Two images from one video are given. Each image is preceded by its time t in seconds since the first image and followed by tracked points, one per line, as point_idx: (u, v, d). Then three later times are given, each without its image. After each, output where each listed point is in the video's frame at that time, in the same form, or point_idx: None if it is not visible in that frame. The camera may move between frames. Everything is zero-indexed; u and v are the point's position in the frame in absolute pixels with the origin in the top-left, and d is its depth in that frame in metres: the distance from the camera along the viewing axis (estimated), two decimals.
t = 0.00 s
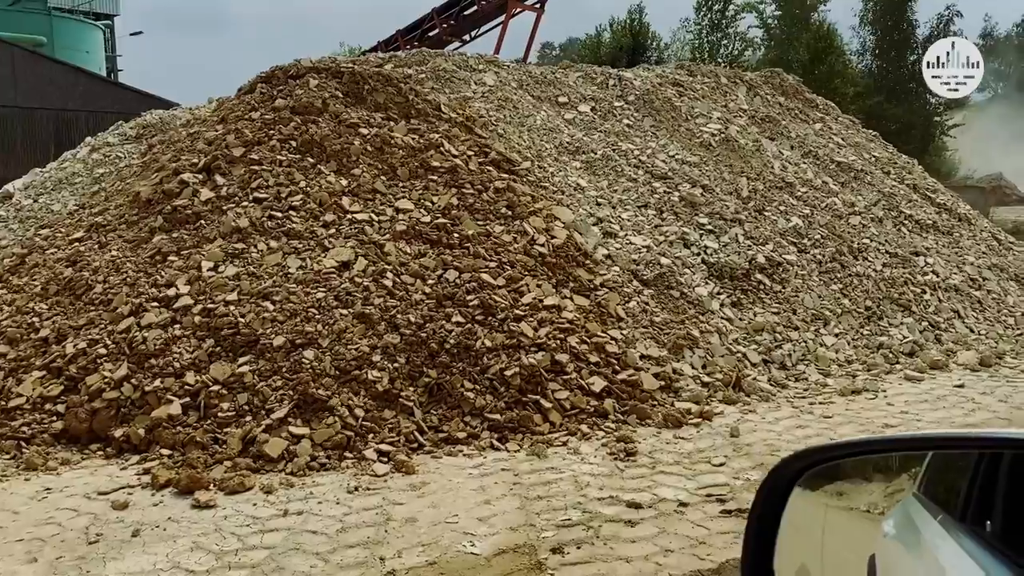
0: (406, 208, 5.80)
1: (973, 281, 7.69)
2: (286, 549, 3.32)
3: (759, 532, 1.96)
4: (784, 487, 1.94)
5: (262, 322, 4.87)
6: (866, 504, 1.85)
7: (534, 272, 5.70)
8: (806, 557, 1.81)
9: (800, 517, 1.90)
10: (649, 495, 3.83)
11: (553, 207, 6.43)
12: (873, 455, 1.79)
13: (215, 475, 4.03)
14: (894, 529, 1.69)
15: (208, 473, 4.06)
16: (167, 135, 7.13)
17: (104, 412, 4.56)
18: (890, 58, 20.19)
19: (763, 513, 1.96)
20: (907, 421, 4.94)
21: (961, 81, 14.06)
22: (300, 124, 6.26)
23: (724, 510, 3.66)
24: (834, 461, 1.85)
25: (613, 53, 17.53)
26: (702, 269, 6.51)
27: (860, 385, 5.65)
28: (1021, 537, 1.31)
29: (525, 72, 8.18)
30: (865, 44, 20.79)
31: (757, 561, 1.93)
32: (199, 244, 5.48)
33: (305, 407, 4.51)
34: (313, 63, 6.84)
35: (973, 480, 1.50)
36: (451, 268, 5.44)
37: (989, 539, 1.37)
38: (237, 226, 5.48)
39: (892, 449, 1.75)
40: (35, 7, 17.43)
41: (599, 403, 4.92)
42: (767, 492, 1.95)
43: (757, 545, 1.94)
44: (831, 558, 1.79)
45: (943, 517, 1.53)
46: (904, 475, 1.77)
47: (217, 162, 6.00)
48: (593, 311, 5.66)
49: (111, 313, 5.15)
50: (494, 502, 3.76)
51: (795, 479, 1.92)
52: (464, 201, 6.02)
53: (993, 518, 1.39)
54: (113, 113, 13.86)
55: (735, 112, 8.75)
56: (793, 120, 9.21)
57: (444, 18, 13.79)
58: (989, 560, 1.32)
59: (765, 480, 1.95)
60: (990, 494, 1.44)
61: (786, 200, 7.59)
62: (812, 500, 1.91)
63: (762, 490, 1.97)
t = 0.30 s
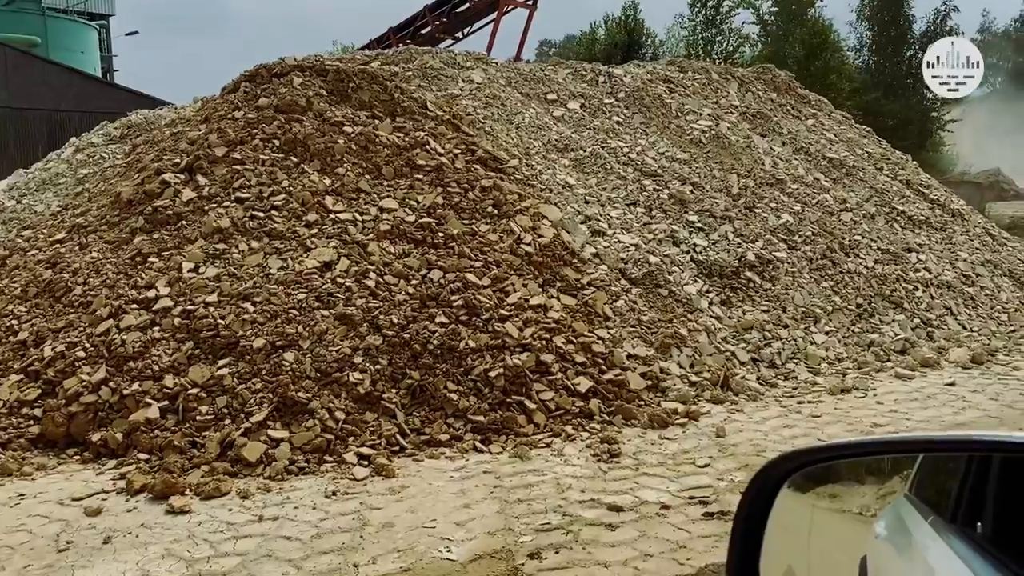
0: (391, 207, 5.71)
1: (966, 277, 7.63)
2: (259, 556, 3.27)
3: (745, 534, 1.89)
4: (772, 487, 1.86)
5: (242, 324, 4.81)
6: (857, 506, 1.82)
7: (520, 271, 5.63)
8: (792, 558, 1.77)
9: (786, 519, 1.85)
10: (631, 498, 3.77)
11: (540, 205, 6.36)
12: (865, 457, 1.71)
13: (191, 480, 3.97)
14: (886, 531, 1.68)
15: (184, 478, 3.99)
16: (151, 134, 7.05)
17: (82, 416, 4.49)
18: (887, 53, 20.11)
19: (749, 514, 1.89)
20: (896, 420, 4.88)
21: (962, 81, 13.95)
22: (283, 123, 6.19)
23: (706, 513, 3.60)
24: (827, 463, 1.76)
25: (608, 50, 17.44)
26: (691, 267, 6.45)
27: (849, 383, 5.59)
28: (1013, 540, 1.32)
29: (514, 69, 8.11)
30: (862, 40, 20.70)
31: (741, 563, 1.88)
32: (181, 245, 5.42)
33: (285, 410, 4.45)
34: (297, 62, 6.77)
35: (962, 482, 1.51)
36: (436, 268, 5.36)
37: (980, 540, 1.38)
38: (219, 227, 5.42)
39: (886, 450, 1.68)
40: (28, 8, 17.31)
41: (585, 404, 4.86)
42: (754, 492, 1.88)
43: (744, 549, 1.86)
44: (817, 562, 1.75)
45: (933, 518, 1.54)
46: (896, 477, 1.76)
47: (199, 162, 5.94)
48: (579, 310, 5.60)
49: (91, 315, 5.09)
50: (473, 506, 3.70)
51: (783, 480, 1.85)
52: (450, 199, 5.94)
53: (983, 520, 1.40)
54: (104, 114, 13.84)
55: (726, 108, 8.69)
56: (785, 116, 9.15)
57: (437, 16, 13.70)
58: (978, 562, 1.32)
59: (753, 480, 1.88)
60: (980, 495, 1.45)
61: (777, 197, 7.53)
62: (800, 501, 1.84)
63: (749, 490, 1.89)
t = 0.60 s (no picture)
0: (378, 204, 5.63)
1: (961, 273, 7.58)
2: (236, 560, 3.21)
3: (738, 536, 1.74)
4: (766, 486, 1.73)
5: (225, 324, 4.75)
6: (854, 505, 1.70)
7: (509, 268, 5.56)
8: (786, 556, 1.64)
9: (781, 517, 1.71)
10: (617, 499, 3.71)
11: (530, 202, 6.29)
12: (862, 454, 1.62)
13: (171, 482, 3.91)
14: (883, 527, 1.58)
15: (164, 480, 3.93)
16: (137, 132, 6.99)
17: (62, 417, 4.43)
18: (885, 49, 20.02)
19: (742, 515, 1.75)
20: (888, 418, 4.82)
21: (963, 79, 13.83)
22: (270, 120, 6.13)
23: (693, 513, 3.55)
24: (823, 459, 1.66)
25: (604, 45, 17.39)
26: (683, 264, 6.40)
27: (842, 380, 5.54)
28: (1007, 537, 1.25)
29: (505, 65, 8.05)
30: (860, 35, 20.62)
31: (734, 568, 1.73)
32: (165, 243, 5.36)
33: (268, 411, 4.39)
34: (284, 58, 6.70)
35: (959, 480, 1.44)
36: (423, 266, 5.29)
37: (976, 538, 1.31)
38: (203, 225, 5.36)
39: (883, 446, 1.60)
40: (23, 6, 17.23)
41: (573, 403, 4.80)
42: (747, 491, 1.74)
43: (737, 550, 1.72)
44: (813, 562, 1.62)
45: (930, 515, 1.47)
46: (892, 475, 1.64)
47: (184, 159, 5.87)
48: (569, 308, 5.53)
49: (73, 315, 5.03)
50: (456, 507, 3.63)
51: (777, 478, 1.72)
52: (439, 196, 5.87)
53: (979, 517, 1.33)
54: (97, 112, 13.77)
55: (720, 103, 8.62)
56: (779, 111, 9.08)
57: (431, 11, 13.63)
58: (973, 561, 1.26)
59: (746, 477, 1.75)
60: (976, 492, 1.37)
61: (770, 193, 7.47)
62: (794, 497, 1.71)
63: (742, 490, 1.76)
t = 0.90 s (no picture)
0: (364, 201, 5.57)
1: (954, 268, 7.53)
2: (212, 562, 3.15)
3: (760, 518, 1.90)
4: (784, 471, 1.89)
5: (207, 321, 4.69)
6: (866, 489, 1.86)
7: (497, 265, 5.50)
8: (808, 536, 1.83)
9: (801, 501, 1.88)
10: (601, 498, 3.66)
11: (519, 198, 6.24)
12: (872, 437, 1.83)
13: (150, 482, 3.85)
14: (897, 511, 1.72)
15: (143, 480, 3.88)
16: (122, 128, 6.91)
17: (42, 416, 4.36)
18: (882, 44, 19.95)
19: (764, 496, 1.90)
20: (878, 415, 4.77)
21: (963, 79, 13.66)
22: (255, 115, 6.06)
23: (677, 512, 3.50)
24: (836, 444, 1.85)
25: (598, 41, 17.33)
26: (673, 260, 6.35)
27: (832, 377, 5.49)
28: (1019, 514, 1.35)
29: (495, 60, 7.97)
30: (856, 31, 20.54)
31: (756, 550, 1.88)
32: (148, 240, 5.30)
33: (250, 410, 4.33)
34: (270, 52, 6.62)
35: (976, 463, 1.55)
36: (409, 263, 5.21)
37: (990, 518, 1.41)
38: (186, 222, 5.30)
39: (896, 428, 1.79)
40: (16, 3, 17.11)
41: (560, 401, 4.75)
42: (766, 476, 1.90)
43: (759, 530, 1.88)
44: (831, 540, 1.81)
45: (945, 499, 1.58)
46: (905, 460, 1.82)
47: (168, 155, 5.80)
48: (557, 305, 5.48)
49: (54, 312, 4.96)
50: (439, 507, 3.57)
51: (796, 463, 1.88)
52: (426, 192, 5.81)
53: (995, 499, 1.43)
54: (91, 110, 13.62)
55: (712, 98, 8.57)
56: (772, 106, 9.03)
57: (424, 7, 13.52)
58: (987, 538, 1.36)
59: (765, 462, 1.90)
60: (993, 476, 1.48)
61: (762, 188, 7.42)
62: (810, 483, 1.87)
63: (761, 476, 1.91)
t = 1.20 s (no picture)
0: (344, 198, 5.47)
1: (945, 266, 7.45)
2: (175, 570, 3.07)
3: (757, 527, 1.81)
4: (782, 477, 1.83)
5: (181, 322, 4.60)
6: (863, 493, 1.82)
7: (479, 264, 5.40)
8: (806, 543, 1.76)
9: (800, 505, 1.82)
10: (578, 502, 3.59)
11: (504, 195, 6.16)
12: (870, 442, 1.77)
13: (118, 486, 3.77)
14: (894, 515, 1.70)
15: (111, 485, 3.79)
16: (102, 125, 6.80)
17: (11, 419, 4.26)
18: (878, 41, 19.85)
19: (762, 502, 1.84)
20: (864, 416, 4.69)
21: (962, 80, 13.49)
22: (235, 111, 5.97)
23: (655, 517, 3.42)
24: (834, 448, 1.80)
25: (592, 37, 17.24)
26: (660, 258, 6.28)
27: (819, 377, 5.41)
28: (1018, 521, 1.33)
29: (481, 56, 7.87)
30: (852, 27, 20.41)
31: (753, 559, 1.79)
32: (123, 239, 5.20)
33: (223, 412, 4.24)
34: (251, 48, 6.52)
35: (972, 468, 1.53)
36: (389, 261, 5.11)
37: (988, 524, 1.39)
38: (163, 220, 5.21)
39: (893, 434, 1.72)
40: None
41: (541, 402, 4.67)
42: (764, 482, 1.84)
43: (757, 536, 1.79)
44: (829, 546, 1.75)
45: (942, 503, 1.57)
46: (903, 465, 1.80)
47: (145, 152, 5.71)
48: (541, 304, 5.40)
49: (26, 312, 4.87)
50: (411, 512, 3.49)
51: (794, 468, 1.83)
52: (408, 189, 5.71)
53: (992, 505, 1.41)
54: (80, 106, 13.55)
55: (702, 95, 8.48)
56: (763, 103, 8.95)
57: (414, 2, 13.41)
58: (987, 544, 1.34)
59: (763, 469, 1.85)
60: (989, 479, 1.46)
61: (751, 185, 7.34)
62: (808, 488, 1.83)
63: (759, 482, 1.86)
